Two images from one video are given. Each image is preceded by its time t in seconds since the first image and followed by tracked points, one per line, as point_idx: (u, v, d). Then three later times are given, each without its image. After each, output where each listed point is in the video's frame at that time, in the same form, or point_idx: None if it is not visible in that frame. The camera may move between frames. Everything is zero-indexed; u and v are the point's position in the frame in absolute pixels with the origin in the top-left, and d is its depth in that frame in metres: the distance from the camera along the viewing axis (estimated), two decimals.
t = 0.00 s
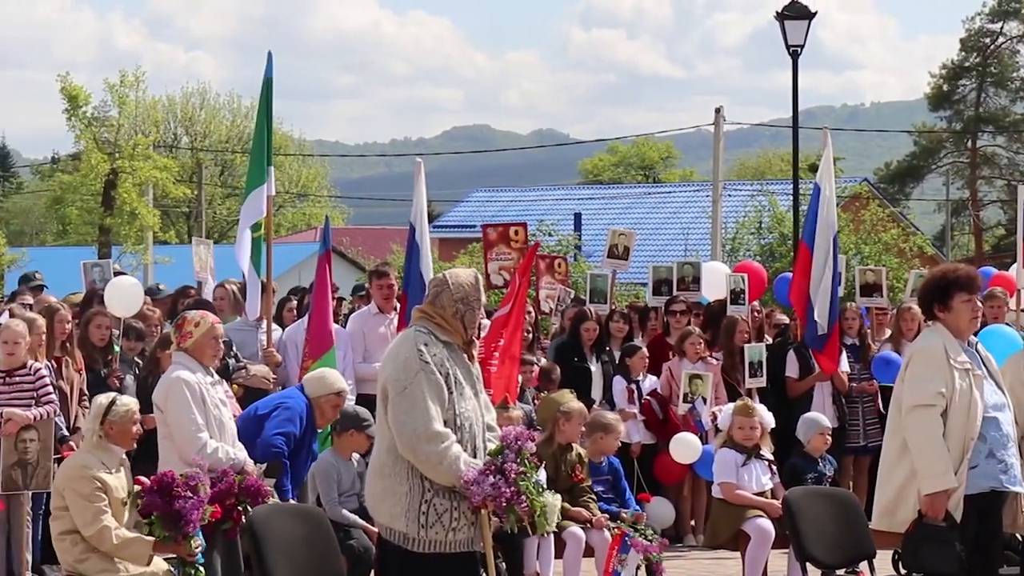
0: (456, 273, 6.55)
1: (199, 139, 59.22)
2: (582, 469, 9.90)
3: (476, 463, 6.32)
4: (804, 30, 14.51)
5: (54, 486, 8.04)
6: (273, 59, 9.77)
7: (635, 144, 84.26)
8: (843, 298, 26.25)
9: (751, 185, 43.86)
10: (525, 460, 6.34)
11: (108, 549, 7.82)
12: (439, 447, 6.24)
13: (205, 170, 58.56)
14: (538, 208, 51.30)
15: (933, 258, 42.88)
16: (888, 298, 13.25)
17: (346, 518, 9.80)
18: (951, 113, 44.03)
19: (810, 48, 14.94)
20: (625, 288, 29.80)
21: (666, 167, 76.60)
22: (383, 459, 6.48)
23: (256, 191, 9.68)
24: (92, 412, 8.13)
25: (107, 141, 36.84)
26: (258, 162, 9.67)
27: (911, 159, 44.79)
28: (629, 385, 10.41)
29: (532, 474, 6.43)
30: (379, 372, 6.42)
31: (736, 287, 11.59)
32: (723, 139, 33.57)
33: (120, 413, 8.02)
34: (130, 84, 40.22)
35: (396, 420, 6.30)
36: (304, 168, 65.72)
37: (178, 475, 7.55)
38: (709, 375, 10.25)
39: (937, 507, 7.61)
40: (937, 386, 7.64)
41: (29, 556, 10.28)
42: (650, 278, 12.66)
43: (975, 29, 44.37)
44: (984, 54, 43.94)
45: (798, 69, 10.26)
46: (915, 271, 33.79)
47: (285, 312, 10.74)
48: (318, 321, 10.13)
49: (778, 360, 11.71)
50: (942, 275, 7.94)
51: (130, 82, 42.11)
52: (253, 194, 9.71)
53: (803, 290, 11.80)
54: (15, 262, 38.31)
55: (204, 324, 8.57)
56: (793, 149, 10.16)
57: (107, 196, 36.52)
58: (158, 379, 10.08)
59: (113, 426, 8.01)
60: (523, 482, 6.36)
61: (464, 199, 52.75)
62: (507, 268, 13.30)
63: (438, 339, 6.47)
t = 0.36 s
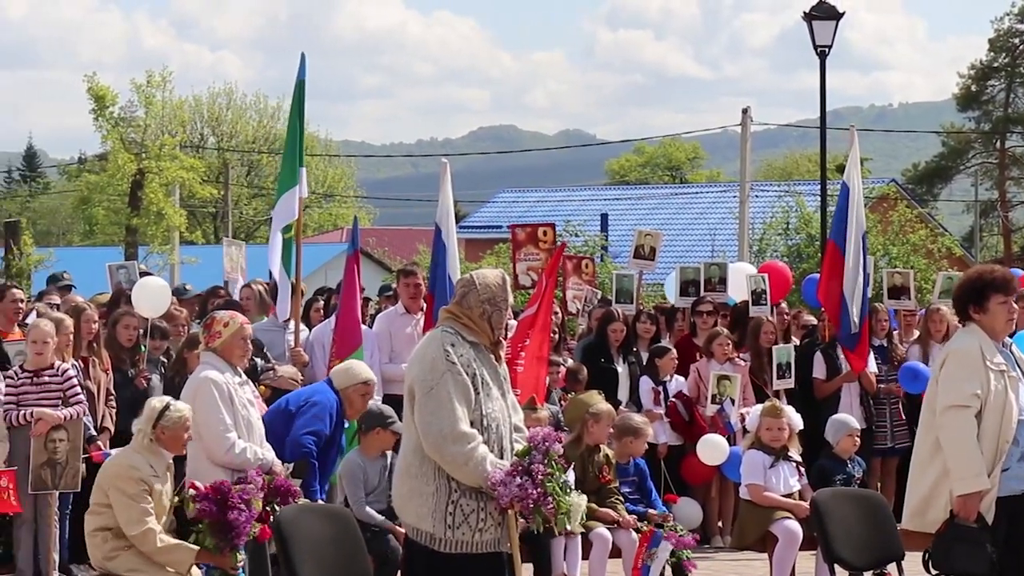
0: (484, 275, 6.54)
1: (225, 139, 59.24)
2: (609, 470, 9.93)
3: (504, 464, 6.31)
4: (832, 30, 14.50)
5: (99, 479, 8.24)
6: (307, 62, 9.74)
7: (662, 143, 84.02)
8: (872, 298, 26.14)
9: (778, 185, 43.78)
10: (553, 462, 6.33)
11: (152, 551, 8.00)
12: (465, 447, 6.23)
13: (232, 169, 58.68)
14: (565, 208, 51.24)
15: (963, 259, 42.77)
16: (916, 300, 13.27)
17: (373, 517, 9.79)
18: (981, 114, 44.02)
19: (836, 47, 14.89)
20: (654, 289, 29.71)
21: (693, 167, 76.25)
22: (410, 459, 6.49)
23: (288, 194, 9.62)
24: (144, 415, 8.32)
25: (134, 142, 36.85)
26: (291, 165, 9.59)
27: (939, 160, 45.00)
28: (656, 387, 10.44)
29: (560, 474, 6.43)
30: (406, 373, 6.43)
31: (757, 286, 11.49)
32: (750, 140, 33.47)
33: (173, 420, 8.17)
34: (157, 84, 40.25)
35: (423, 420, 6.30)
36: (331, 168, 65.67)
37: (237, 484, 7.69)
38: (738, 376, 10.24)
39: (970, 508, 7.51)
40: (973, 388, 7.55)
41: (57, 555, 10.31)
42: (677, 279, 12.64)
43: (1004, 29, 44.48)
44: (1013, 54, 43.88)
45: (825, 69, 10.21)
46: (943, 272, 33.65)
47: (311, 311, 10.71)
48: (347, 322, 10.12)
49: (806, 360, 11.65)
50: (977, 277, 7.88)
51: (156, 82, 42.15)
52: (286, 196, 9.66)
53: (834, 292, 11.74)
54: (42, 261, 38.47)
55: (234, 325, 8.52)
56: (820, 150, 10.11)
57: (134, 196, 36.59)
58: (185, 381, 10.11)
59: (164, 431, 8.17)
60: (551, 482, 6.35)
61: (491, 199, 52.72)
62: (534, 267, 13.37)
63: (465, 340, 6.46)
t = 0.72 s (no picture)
0: (513, 273, 6.52)
1: (254, 140, 59.40)
2: (639, 471, 9.92)
3: (534, 464, 6.31)
4: (862, 29, 14.57)
5: (149, 469, 8.14)
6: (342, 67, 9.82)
7: (691, 142, 83.96)
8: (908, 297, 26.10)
9: (809, 185, 43.75)
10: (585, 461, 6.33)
11: (201, 548, 7.95)
12: (496, 447, 6.23)
13: (261, 170, 58.89)
14: (594, 207, 51.19)
15: (995, 258, 42.67)
16: (948, 299, 13.25)
17: (403, 519, 9.81)
18: (1013, 111, 44.59)
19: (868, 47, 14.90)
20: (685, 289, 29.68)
21: (723, 166, 75.97)
22: (440, 457, 6.48)
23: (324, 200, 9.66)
24: (203, 412, 8.14)
25: (163, 142, 36.95)
26: (326, 171, 9.69)
27: (970, 159, 44.90)
28: (686, 386, 10.36)
29: (590, 474, 6.43)
30: (436, 371, 6.42)
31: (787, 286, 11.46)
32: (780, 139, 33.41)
33: (234, 423, 7.99)
34: (186, 85, 40.32)
35: (453, 420, 6.29)
36: (360, 168, 65.69)
37: (299, 490, 7.76)
38: (768, 375, 10.24)
39: (1005, 508, 7.43)
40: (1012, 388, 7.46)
41: (88, 556, 10.34)
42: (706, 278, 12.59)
43: None
44: None
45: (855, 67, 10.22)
46: (976, 270, 33.53)
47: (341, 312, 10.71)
48: (377, 323, 10.11)
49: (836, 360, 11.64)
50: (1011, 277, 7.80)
51: (185, 83, 42.08)
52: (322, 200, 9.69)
53: (871, 293, 11.75)
54: (73, 261, 38.65)
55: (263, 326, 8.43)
56: (850, 148, 10.09)
57: (163, 196, 36.77)
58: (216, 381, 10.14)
59: (222, 434, 7.99)
60: (581, 483, 6.35)
61: (520, 199, 52.71)
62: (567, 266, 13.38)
63: (495, 339, 6.45)
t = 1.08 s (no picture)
0: (551, 277, 6.53)
1: (291, 142, 59.79)
2: (676, 475, 9.91)
3: (571, 467, 6.32)
4: (901, 33, 14.59)
5: (203, 447, 7.74)
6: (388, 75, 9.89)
7: (728, 146, 83.94)
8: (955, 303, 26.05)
9: (846, 189, 43.72)
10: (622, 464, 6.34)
11: (244, 535, 7.58)
12: (533, 449, 6.23)
13: (299, 172, 59.22)
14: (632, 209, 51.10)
15: None
16: (987, 305, 13.26)
17: (438, 521, 9.80)
18: None
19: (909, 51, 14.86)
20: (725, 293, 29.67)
21: (760, 170, 75.86)
22: (477, 460, 6.49)
23: (366, 207, 9.72)
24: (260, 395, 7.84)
25: (200, 144, 37.41)
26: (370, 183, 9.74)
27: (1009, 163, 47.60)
28: (723, 391, 10.37)
29: (626, 477, 6.44)
30: (472, 375, 6.43)
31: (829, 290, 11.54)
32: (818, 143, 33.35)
33: (294, 408, 7.72)
34: (224, 87, 40.43)
35: (490, 422, 6.29)
36: (396, 171, 65.84)
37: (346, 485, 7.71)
38: (805, 380, 10.28)
39: None
40: None
41: (124, 557, 10.38)
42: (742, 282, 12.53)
43: None
44: None
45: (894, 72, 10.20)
46: (1015, 275, 33.33)
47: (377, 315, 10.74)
48: (415, 326, 10.14)
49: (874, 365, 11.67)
50: None
51: (222, 85, 42.15)
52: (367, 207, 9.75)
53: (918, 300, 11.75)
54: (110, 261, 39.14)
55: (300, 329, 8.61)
56: (889, 154, 10.06)
57: (200, 198, 37.04)
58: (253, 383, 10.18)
59: (281, 419, 7.72)
60: (619, 486, 6.36)
61: (558, 202, 52.65)
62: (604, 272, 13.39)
63: (532, 341, 6.46)
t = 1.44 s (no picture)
0: (591, 277, 6.52)
1: (328, 143, 60.14)
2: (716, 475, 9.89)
3: (613, 468, 6.30)
4: (942, 33, 14.59)
5: (251, 422, 7.76)
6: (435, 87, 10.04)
7: (769, 147, 83.86)
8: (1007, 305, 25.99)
9: (887, 190, 43.70)
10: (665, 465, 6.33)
11: (283, 514, 7.60)
12: (574, 449, 6.21)
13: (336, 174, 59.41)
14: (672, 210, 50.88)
15: None
16: None
17: (477, 523, 9.78)
18: None
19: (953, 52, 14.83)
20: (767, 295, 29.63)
21: (799, 171, 75.61)
22: (519, 460, 6.48)
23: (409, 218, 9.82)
24: (308, 369, 7.88)
25: (239, 145, 37.34)
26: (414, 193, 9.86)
27: None
28: (762, 393, 10.43)
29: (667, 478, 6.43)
30: (513, 376, 6.42)
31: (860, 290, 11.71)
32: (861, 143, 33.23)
33: (341, 381, 7.79)
34: (262, 87, 40.34)
35: (532, 422, 6.28)
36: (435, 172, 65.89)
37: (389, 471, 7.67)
38: (844, 381, 10.31)
39: None
40: None
41: (163, 557, 10.37)
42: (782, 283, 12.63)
43: None
44: None
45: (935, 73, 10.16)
46: None
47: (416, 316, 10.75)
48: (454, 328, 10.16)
49: (914, 367, 11.87)
50: None
51: (261, 85, 41.87)
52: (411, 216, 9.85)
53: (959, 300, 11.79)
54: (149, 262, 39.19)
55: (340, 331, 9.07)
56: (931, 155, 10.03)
57: (238, 199, 37.09)
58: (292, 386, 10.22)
59: (330, 394, 7.78)
60: (661, 487, 6.35)
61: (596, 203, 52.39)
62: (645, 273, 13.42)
63: (572, 343, 6.44)
